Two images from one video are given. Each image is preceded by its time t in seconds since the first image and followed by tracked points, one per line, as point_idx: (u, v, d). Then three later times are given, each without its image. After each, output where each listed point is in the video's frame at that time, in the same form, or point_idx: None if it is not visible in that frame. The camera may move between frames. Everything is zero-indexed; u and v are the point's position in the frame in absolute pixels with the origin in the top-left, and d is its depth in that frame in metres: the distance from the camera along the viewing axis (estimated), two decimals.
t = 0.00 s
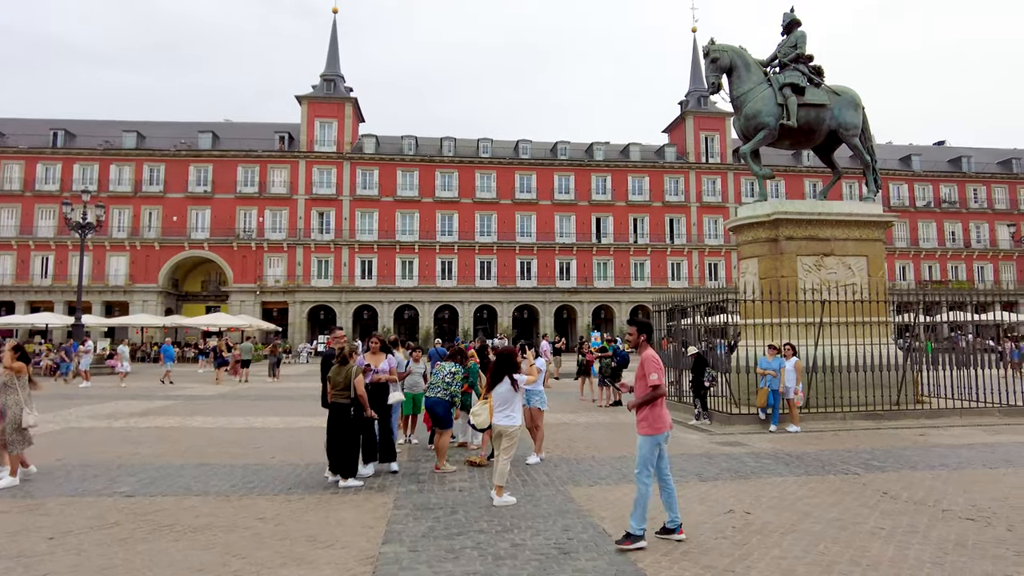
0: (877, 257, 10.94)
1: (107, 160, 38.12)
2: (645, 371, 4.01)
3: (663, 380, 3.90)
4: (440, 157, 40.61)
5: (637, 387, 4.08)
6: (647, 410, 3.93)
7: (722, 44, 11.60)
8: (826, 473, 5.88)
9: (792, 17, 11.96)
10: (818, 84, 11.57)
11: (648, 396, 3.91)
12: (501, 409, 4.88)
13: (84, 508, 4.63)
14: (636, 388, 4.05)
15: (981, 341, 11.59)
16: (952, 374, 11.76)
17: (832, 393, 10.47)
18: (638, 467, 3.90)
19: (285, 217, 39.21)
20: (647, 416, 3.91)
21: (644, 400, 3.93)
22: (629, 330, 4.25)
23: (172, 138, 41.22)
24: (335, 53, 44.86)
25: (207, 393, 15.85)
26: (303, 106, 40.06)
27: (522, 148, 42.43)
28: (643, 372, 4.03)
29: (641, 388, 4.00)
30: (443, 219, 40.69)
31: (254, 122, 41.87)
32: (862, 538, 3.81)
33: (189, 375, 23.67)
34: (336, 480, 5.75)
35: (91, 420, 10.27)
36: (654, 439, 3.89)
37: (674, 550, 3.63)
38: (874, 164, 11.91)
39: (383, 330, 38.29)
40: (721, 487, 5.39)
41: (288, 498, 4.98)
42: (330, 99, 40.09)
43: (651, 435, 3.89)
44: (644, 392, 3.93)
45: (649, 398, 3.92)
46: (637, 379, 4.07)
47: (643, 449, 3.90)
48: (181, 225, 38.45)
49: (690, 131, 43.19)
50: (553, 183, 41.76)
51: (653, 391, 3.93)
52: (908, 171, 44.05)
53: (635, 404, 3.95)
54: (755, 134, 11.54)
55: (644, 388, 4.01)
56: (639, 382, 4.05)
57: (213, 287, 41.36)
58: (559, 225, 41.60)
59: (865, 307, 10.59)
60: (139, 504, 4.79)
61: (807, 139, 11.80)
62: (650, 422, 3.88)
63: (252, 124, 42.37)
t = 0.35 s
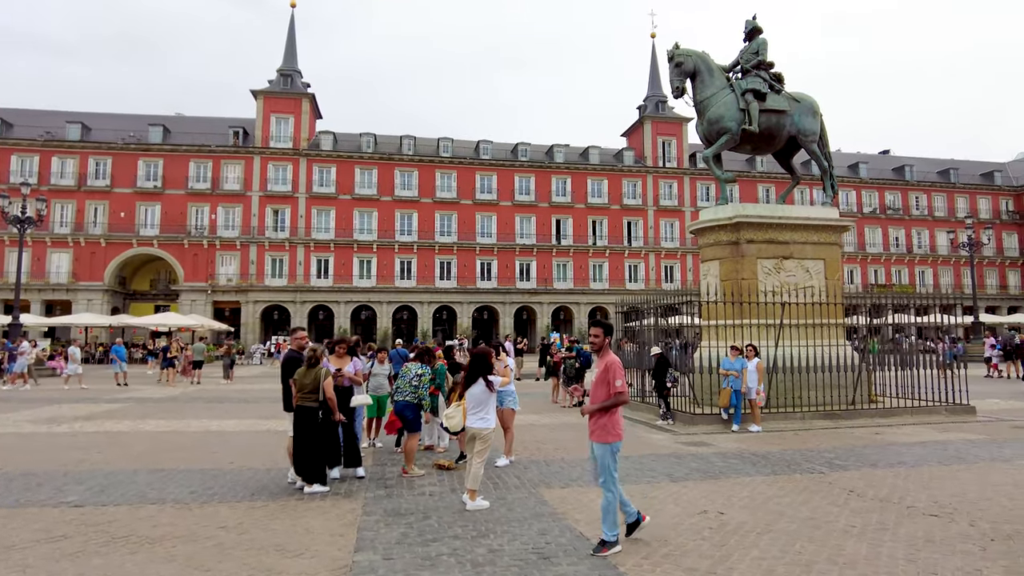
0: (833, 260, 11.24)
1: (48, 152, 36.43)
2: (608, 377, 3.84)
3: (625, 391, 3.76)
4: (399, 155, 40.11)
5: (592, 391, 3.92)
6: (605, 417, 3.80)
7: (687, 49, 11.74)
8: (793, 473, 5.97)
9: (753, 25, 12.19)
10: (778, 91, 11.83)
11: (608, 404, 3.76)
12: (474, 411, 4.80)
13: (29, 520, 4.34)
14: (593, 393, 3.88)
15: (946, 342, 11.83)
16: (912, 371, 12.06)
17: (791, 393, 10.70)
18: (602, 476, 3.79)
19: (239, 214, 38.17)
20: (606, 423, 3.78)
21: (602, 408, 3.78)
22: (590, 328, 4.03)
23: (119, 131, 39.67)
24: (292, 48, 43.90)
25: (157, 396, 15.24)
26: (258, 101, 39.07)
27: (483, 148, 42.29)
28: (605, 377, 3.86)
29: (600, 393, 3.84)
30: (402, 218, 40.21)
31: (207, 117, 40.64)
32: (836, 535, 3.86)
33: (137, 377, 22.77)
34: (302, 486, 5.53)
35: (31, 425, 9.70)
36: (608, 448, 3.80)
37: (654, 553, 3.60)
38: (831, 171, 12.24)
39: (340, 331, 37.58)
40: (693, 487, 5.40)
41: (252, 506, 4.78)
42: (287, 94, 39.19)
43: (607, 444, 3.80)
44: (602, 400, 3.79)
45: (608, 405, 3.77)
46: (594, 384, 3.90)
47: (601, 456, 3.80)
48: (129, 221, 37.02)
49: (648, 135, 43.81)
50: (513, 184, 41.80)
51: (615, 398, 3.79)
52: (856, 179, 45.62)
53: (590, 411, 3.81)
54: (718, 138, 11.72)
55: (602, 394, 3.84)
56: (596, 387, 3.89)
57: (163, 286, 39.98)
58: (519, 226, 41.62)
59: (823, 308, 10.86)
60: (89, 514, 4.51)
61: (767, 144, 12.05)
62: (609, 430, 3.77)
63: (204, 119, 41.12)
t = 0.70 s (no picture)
0: (783, 264, 11.56)
1: None
2: (569, 383, 3.78)
3: (588, 397, 3.71)
4: (350, 152, 39.36)
5: (547, 396, 3.82)
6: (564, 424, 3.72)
7: (645, 54, 11.90)
8: (750, 473, 6.09)
9: (708, 33, 12.44)
10: (732, 98, 12.11)
11: (570, 408, 3.67)
12: (442, 416, 4.74)
13: None
14: (549, 398, 3.79)
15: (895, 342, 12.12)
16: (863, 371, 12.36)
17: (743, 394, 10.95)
18: (566, 482, 3.67)
19: (182, 209, 36.81)
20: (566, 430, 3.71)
21: (564, 413, 3.70)
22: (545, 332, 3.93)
23: (52, 120, 37.69)
24: (240, 39, 42.59)
25: (94, 399, 14.48)
26: (203, 93, 37.73)
27: (436, 147, 41.97)
28: (564, 382, 3.79)
29: (560, 398, 3.76)
30: (352, 216, 39.49)
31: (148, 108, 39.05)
32: (799, 534, 3.94)
33: (70, 378, 21.62)
34: (257, 495, 5.28)
35: None
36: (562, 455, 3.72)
37: (626, 557, 3.59)
38: (782, 177, 12.60)
39: (287, 331, 36.62)
40: (656, 488, 5.42)
41: (205, 515, 4.55)
42: (234, 87, 38.02)
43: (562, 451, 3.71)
44: (563, 405, 3.71)
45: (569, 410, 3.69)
46: (551, 388, 3.81)
47: (562, 462, 3.68)
48: (62, 215, 35.19)
49: (601, 139, 44.35)
50: (467, 184, 41.62)
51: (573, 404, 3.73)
52: (798, 186, 47.24)
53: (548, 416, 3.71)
54: (673, 143, 11.91)
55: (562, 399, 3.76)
56: (552, 392, 3.81)
57: (98, 283, 38.18)
58: (473, 226, 41.46)
59: (772, 311, 11.16)
60: (25, 528, 4.21)
61: (721, 150, 12.32)
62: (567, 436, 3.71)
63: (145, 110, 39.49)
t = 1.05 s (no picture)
0: (738, 264, 11.79)
1: None
2: (518, 381, 3.58)
3: (538, 396, 3.57)
4: (305, 148, 38.50)
5: (493, 396, 3.55)
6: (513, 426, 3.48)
7: (606, 55, 11.97)
8: (711, 470, 6.16)
9: (668, 35, 12.56)
10: (691, 101, 12.27)
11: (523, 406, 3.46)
12: (406, 415, 4.63)
13: None
14: (500, 398, 3.53)
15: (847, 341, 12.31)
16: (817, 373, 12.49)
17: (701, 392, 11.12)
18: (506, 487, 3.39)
19: (128, 204, 35.45)
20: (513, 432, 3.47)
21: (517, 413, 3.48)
22: (488, 327, 3.64)
23: None
24: (191, 29, 41.22)
25: (32, 401, 13.74)
26: (151, 84, 36.35)
27: (393, 145, 41.48)
28: (514, 381, 3.57)
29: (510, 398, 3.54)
30: (306, 213, 38.66)
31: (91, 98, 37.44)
32: (765, 530, 3.98)
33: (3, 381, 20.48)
34: (212, 500, 5.07)
35: None
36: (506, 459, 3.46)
37: (597, 557, 3.56)
38: (738, 179, 12.83)
39: (238, 331, 35.58)
40: (621, 487, 5.42)
41: (156, 523, 4.33)
42: (184, 78, 36.76)
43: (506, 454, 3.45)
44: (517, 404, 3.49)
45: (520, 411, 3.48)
46: (499, 387, 3.56)
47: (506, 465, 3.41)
48: None
49: (559, 139, 44.59)
50: (425, 182, 41.25)
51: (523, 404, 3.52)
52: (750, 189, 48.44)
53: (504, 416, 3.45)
54: (633, 144, 12.00)
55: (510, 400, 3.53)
56: (500, 390, 3.56)
57: (36, 280, 36.43)
58: (430, 225, 41.15)
59: (728, 311, 11.37)
60: None
61: (679, 152, 12.47)
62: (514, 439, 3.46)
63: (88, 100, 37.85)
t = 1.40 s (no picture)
0: (695, 264, 11.98)
1: None
2: (474, 383, 3.30)
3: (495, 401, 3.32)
4: (258, 143, 37.47)
5: (449, 401, 3.25)
6: (466, 434, 3.21)
7: (567, 54, 11.99)
8: (671, 468, 6.21)
9: (628, 36, 12.67)
10: (650, 102, 12.41)
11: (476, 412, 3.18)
12: (368, 419, 4.56)
13: None
14: (458, 404, 3.23)
15: (799, 339, 12.63)
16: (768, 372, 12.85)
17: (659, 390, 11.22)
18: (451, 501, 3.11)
19: (69, 198, 33.91)
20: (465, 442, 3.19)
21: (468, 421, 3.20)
22: (444, 325, 3.32)
23: None
24: (136, 17, 39.65)
25: None
26: (94, 73, 34.79)
27: (349, 141, 40.78)
28: (469, 385, 3.29)
29: (462, 404, 3.25)
30: (258, 209, 37.68)
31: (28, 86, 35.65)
32: (731, 528, 4.00)
33: None
34: (160, 508, 4.83)
35: None
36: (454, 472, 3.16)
37: (564, 560, 3.51)
38: (695, 181, 13.04)
39: (187, 331, 34.38)
40: (584, 487, 5.40)
41: (99, 535, 4.08)
42: (130, 69, 35.39)
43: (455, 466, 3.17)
44: (474, 409, 3.21)
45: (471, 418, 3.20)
46: (456, 392, 3.27)
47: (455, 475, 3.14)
48: None
49: (517, 139, 44.63)
50: (381, 180, 40.69)
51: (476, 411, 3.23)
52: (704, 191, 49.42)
53: (462, 424, 3.18)
54: (593, 145, 12.05)
55: (464, 405, 3.25)
56: (457, 395, 3.27)
57: None
58: (387, 223, 40.62)
59: (685, 310, 11.53)
60: None
61: (638, 153, 12.59)
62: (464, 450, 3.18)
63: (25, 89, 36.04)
